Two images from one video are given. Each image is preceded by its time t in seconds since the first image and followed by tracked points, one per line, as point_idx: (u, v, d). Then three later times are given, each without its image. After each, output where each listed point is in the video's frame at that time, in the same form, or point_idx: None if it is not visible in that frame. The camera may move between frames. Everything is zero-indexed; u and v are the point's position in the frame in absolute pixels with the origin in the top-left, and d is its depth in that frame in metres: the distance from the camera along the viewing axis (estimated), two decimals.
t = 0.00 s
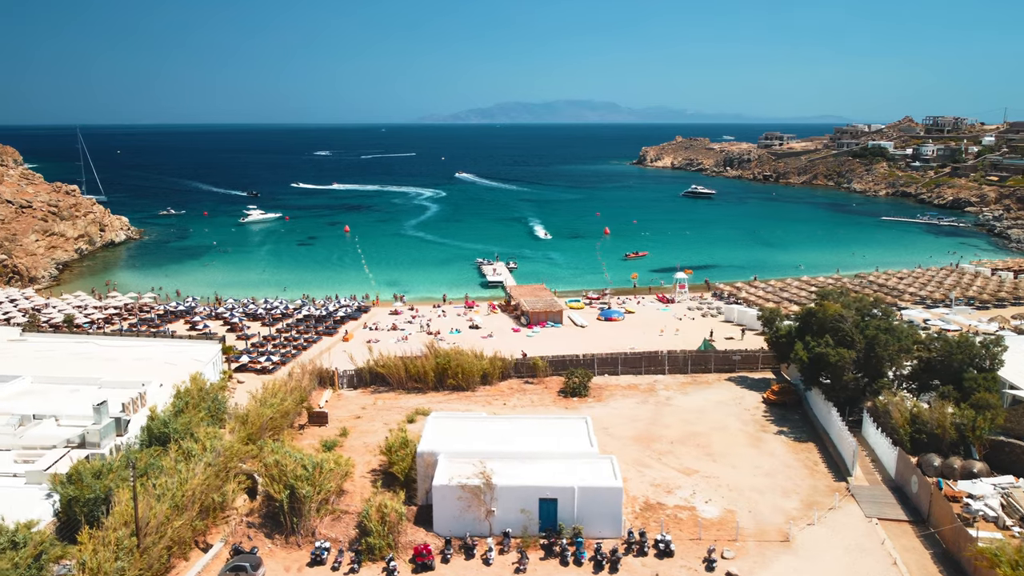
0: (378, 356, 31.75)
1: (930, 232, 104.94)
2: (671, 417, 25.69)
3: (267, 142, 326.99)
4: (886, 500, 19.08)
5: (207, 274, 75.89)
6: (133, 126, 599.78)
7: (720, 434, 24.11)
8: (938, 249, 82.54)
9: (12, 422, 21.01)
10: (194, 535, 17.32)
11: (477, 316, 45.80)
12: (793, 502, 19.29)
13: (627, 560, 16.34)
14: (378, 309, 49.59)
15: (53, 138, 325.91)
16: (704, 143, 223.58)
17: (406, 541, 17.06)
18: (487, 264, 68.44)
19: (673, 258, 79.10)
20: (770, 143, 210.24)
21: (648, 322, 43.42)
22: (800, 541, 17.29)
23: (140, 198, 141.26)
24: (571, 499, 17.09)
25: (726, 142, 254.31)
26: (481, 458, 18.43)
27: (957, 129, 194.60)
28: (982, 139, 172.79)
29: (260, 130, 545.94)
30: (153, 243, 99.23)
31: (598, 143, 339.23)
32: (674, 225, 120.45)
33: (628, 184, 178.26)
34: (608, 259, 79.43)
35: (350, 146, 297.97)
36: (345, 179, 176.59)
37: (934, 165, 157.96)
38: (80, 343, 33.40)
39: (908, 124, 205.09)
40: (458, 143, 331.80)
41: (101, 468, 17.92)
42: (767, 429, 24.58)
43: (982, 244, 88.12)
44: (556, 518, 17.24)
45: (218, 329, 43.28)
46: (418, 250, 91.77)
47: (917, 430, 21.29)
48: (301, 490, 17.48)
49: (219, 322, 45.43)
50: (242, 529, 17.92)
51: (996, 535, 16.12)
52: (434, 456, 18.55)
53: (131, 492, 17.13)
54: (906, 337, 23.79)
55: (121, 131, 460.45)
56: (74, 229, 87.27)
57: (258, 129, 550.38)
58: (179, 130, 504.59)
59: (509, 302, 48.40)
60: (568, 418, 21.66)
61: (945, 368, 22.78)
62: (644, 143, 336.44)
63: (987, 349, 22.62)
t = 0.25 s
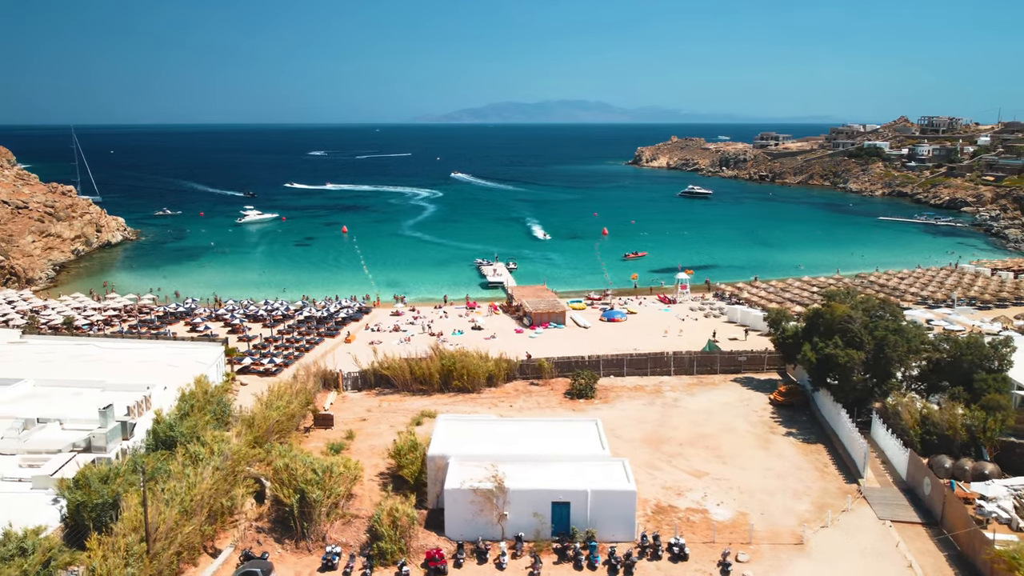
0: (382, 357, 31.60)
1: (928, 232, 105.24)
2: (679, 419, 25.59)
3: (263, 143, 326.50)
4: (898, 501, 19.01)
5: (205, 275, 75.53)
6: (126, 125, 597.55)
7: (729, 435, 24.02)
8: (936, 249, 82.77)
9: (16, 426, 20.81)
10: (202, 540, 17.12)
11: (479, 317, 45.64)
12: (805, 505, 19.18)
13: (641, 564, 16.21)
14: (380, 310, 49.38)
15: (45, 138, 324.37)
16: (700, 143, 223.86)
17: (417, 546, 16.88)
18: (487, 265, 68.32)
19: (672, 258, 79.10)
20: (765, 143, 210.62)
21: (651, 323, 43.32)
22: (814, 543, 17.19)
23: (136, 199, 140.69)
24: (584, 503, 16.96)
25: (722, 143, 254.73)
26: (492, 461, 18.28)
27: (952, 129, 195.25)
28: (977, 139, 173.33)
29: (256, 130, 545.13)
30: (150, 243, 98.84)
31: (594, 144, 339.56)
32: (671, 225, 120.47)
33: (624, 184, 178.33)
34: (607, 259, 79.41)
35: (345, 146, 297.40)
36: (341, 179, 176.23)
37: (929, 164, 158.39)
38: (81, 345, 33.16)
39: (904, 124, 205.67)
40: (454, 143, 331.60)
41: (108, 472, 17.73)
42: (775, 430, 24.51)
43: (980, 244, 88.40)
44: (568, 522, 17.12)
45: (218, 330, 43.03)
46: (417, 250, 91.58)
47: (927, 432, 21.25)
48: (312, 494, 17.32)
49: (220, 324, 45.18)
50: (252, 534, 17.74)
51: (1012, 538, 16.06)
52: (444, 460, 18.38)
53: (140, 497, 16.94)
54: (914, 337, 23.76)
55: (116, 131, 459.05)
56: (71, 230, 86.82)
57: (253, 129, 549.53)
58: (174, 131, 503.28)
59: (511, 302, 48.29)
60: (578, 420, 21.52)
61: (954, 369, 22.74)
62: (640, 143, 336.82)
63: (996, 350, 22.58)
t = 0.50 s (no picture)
0: (388, 360, 31.39)
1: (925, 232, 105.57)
2: (688, 421, 25.48)
3: (258, 142, 325.91)
4: (913, 504, 18.94)
5: (203, 276, 75.14)
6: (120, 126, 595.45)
7: (739, 438, 23.92)
8: (935, 249, 83.01)
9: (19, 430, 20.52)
10: (213, 546, 16.90)
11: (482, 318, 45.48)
12: (819, 508, 19.08)
13: (658, 569, 16.06)
14: (381, 312, 49.15)
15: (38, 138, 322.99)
16: (695, 143, 224.18)
17: (431, 551, 16.68)
18: (487, 266, 68.20)
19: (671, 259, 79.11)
20: (761, 143, 211.07)
21: (655, 324, 43.20)
22: (831, 547, 17.09)
23: (132, 200, 140.07)
24: (599, 507, 16.82)
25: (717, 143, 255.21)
26: (506, 465, 18.11)
27: (946, 130, 195.95)
28: (972, 139, 173.93)
29: (251, 130, 544.48)
30: (146, 245, 98.40)
31: (589, 144, 340.05)
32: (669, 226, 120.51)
33: (621, 185, 178.40)
34: (607, 260, 79.39)
35: (340, 147, 296.84)
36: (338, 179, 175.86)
37: (925, 165, 158.86)
38: (83, 347, 32.89)
39: (898, 124, 206.33)
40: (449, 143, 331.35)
41: (116, 478, 17.50)
42: (785, 432, 24.41)
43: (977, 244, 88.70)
44: (583, 526, 16.96)
45: (220, 332, 42.76)
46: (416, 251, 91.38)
47: (939, 433, 21.15)
48: (324, 499, 17.14)
49: (220, 326, 44.92)
50: (263, 540, 17.57)
51: None
52: (457, 464, 18.18)
53: (150, 503, 16.71)
54: (923, 339, 23.75)
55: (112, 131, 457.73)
56: (67, 231, 86.34)
57: (249, 129, 548.74)
58: (170, 130, 501.76)
59: (513, 304, 48.19)
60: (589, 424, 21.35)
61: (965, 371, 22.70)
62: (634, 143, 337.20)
63: (1008, 350, 22.52)
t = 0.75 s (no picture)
0: (393, 361, 31.23)
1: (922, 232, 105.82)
2: (696, 422, 25.38)
3: (253, 142, 325.31)
4: (926, 506, 18.86)
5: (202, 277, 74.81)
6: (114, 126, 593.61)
7: (748, 439, 23.84)
8: (933, 249, 83.20)
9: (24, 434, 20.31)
10: (223, 551, 16.72)
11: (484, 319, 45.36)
12: (832, 510, 18.99)
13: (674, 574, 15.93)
14: (383, 313, 48.98)
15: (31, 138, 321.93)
16: (691, 143, 224.39)
17: (444, 556, 16.53)
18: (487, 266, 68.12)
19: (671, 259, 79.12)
20: (756, 143, 211.36)
21: (659, 325, 43.13)
22: (846, 550, 17.00)
23: (128, 200, 139.46)
24: (613, 511, 16.70)
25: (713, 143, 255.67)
26: (518, 469, 17.97)
27: (941, 130, 196.46)
28: (967, 139, 174.48)
29: (247, 130, 543.49)
30: (143, 245, 97.95)
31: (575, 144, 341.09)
32: (666, 226, 120.23)
33: (618, 185, 178.44)
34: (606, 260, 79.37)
35: (336, 147, 296.41)
36: (334, 180, 175.50)
37: (921, 165, 159.20)
38: (85, 350, 32.64)
39: (894, 124, 206.79)
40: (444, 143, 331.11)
41: (125, 483, 17.31)
42: (794, 434, 24.32)
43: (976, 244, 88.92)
44: (597, 530, 16.83)
45: (222, 334, 42.54)
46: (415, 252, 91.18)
47: (950, 435, 20.99)
48: (336, 503, 17.01)
49: (222, 327, 44.71)
50: (273, 545, 17.45)
51: None
52: (468, 468, 18.00)
53: (159, 508, 16.55)
54: (933, 340, 23.65)
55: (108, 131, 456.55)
56: (63, 232, 85.92)
57: (244, 129, 547.79)
58: (165, 130, 500.53)
59: (515, 304, 48.10)
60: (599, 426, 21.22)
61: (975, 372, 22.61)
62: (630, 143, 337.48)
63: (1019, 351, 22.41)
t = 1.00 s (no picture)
0: (399, 364, 31.05)
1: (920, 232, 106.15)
2: (706, 425, 25.27)
3: (248, 143, 324.71)
4: (942, 508, 18.76)
5: (200, 278, 74.42)
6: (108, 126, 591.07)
7: (759, 442, 23.73)
8: (931, 249, 83.49)
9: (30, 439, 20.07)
10: (234, 557, 16.48)
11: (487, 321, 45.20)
12: (847, 512, 18.87)
13: None
14: (385, 314, 48.79)
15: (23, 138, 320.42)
16: (686, 143, 224.72)
17: (459, 561, 16.35)
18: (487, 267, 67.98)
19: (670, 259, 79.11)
20: (752, 143, 211.77)
21: (662, 326, 43.03)
22: (864, 553, 16.88)
23: (124, 201, 138.88)
24: (629, 515, 16.56)
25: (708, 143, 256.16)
26: (532, 473, 17.82)
27: (936, 130, 197.17)
28: (962, 139, 175.00)
29: (242, 130, 542.38)
30: (140, 246, 97.45)
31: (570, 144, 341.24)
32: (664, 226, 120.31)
33: (614, 185, 178.48)
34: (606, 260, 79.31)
35: (331, 147, 295.74)
36: (330, 180, 175.05)
37: (916, 165, 159.67)
38: (87, 352, 32.38)
39: (889, 124, 207.44)
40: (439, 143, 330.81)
41: (135, 488, 17.11)
42: (804, 436, 24.23)
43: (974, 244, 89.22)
44: (613, 534, 16.69)
45: (223, 336, 42.28)
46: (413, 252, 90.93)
47: (962, 436, 20.81)
48: (349, 508, 16.84)
49: (223, 329, 44.44)
50: (285, 551, 17.23)
51: None
52: (482, 472, 17.83)
53: (169, 514, 16.32)
54: (943, 341, 23.59)
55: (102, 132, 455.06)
56: (60, 233, 85.43)
57: (240, 130, 546.76)
58: (160, 131, 499.23)
59: (517, 306, 47.96)
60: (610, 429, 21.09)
61: (986, 373, 22.54)
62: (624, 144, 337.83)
63: None
